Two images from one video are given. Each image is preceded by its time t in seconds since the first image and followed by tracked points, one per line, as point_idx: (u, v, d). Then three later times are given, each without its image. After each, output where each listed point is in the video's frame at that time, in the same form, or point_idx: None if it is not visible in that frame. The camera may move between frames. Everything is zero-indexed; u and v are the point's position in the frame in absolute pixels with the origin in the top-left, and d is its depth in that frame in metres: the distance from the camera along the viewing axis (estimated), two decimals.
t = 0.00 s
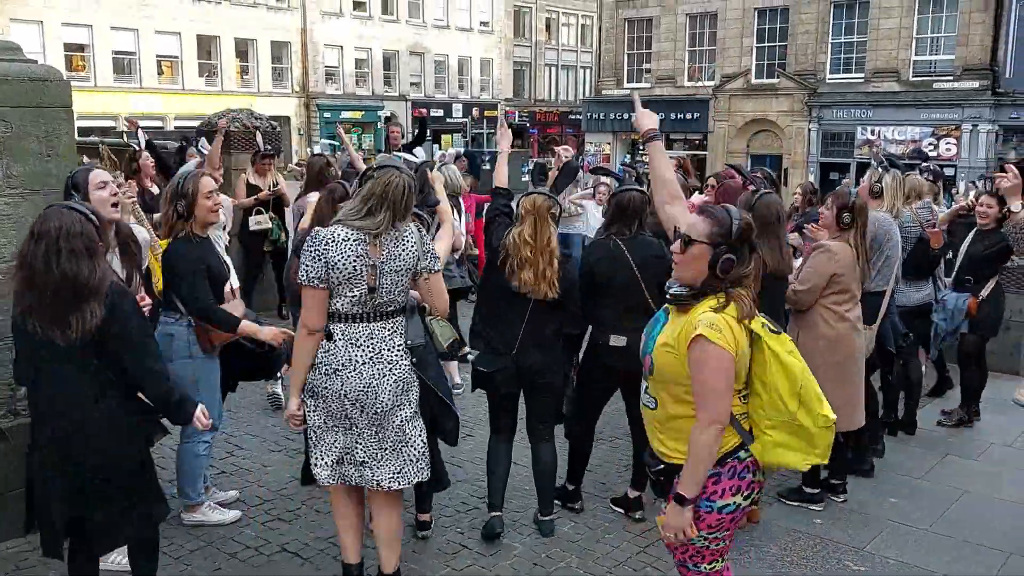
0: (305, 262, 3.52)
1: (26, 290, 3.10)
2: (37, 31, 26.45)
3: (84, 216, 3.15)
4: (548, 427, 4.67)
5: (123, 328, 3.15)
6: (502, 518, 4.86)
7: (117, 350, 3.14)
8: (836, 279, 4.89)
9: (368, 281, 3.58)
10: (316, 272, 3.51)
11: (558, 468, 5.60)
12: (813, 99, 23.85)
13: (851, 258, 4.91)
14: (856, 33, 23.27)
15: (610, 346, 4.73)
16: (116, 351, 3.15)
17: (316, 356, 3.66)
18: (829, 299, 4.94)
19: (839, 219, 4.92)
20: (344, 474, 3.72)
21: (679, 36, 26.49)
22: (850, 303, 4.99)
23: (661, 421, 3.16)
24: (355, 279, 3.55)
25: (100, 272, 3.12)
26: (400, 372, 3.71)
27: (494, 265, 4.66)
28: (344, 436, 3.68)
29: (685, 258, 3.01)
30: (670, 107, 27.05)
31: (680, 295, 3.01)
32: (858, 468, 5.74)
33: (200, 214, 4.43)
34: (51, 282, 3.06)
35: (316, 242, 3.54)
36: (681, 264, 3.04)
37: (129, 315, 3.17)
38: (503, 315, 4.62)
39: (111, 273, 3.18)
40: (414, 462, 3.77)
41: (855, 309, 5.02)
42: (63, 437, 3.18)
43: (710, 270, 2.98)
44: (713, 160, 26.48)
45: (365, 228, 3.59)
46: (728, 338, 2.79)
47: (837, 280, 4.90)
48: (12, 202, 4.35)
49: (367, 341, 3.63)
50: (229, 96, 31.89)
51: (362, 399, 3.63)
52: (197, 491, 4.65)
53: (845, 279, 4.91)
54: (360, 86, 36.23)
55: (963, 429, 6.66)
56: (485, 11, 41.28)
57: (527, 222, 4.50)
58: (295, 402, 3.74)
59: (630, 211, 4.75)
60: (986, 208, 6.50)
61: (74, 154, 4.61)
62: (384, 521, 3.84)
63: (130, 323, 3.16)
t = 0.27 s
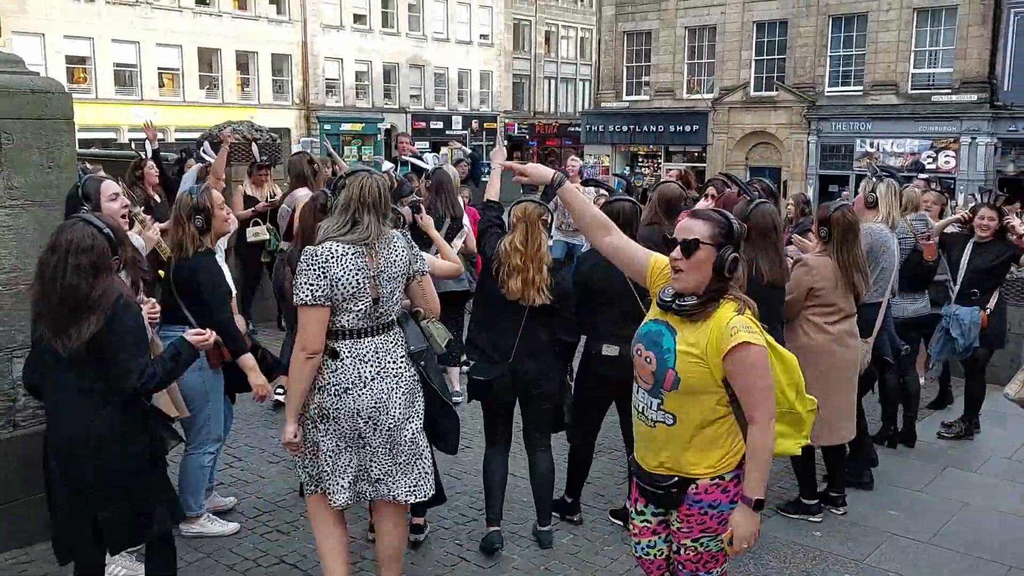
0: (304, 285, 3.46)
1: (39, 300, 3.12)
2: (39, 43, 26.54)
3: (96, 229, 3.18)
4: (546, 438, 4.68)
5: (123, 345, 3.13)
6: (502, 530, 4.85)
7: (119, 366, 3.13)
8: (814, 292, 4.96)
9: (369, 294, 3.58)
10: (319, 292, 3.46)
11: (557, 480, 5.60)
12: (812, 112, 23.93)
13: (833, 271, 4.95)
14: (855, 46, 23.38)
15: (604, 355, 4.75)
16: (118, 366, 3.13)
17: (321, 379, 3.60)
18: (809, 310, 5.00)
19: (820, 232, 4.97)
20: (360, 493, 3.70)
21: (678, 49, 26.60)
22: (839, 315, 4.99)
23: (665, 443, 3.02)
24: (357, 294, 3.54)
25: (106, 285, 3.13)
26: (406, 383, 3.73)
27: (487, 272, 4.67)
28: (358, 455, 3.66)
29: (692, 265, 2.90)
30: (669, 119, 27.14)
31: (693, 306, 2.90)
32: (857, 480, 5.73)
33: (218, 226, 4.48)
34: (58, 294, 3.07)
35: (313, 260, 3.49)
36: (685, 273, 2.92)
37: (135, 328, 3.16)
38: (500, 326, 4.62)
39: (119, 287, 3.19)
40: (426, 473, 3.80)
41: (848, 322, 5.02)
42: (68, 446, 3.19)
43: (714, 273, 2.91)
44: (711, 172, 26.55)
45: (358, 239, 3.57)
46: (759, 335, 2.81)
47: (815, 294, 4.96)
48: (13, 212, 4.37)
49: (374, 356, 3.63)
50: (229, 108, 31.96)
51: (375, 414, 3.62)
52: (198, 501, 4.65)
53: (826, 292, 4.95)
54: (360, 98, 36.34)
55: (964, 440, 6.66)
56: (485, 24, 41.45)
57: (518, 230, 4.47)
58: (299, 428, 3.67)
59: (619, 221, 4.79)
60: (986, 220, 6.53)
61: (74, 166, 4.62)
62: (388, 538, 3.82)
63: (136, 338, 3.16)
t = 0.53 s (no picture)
0: (284, 300, 3.36)
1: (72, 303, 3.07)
2: (42, 48, 26.60)
3: (129, 231, 3.13)
4: (547, 442, 4.68)
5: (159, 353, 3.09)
6: (502, 535, 4.85)
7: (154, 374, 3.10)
8: (800, 299, 5.01)
9: (356, 301, 3.51)
10: (302, 307, 3.37)
11: (557, 485, 5.60)
12: (814, 117, 23.95)
13: (819, 277, 4.96)
14: (857, 52, 23.40)
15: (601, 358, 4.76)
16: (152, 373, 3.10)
17: (312, 393, 3.49)
18: (800, 317, 5.03)
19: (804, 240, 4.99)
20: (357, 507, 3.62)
21: (679, 54, 26.61)
22: (834, 322, 4.99)
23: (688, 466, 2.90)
24: (343, 302, 3.47)
25: (141, 289, 3.10)
26: (395, 388, 3.70)
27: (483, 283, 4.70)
28: (356, 466, 3.58)
29: (677, 281, 2.88)
30: (670, 124, 27.17)
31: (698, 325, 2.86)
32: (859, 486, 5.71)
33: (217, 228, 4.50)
34: (95, 296, 3.02)
35: (293, 273, 3.38)
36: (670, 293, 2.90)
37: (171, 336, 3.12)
38: (499, 331, 4.63)
39: (151, 292, 3.15)
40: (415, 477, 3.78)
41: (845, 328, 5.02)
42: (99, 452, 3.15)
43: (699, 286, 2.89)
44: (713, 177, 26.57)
45: (334, 247, 3.49)
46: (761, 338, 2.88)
47: (802, 301, 5.01)
48: (17, 217, 4.39)
49: (367, 363, 3.57)
50: (231, 113, 32.00)
51: (373, 422, 3.57)
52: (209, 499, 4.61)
53: (811, 300, 4.98)
54: (362, 103, 36.41)
55: (965, 446, 6.65)
56: (487, 30, 41.51)
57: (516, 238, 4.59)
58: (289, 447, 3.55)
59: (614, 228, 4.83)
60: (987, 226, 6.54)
61: (78, 170, 4.65)
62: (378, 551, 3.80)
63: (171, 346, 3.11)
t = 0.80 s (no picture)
0: (300, 302, 3.29)
1: (100, 308, 2.95)
2: (46, 53, 26.66)
3: (155, 234, 3.03)
4: (549, 447, 4.68)
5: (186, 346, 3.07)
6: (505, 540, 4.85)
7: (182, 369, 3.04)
8: (805, 299, 5.01)
9: (360, 302, 3.53)
10: (320, 308, 3.32)
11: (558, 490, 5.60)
12: (816, 123, 23.95)
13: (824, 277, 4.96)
14: (859, 57, 23.41)
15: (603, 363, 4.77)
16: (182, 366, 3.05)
17: (327, 401, 3.46)
18: (805, 317, 5.04)
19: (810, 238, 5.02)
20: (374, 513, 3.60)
21: (681, 60, 26.62)
22: (838, 323, 4.99)
23: (661, 463, 2.90)
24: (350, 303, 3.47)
25: (174, 287, 3.04)
26: (395, 390, 3.74)
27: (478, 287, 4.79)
28: (370, 471, 3.57)
29: (644, 277, 2.86)
30: (673, 130, 27.20)
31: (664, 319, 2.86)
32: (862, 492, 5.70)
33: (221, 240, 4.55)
34: (129, 295, 2.93)
35: (307, 275, 3.33)
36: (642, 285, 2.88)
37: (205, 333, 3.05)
38: (499, 335, 4.64)
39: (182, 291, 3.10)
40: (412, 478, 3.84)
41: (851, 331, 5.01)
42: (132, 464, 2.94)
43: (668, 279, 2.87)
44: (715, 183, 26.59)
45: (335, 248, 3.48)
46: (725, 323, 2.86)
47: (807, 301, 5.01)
48: (22, 221, 4.41)
49: (372, 366, 3.60)
50: (234, 118, 32.05)
51: (382, 424, 3.60)
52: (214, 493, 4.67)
53: (814, 300, 4.99)
54: (365, 108, 36.47)
55: (968, 452, 6.64)
56: (490, 35, 41.57)
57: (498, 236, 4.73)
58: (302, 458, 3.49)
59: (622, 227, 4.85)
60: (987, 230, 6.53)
61: (83, 174, 4.68)
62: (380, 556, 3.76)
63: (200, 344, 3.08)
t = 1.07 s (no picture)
0: (308, 300, 3.31)
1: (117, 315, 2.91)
2: (49, 55, 26.70)
3: (169, 242, 3.01)
4: (551, 449, 4.68)
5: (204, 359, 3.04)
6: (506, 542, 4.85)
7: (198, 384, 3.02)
8: (823, 300, 4.98)
9: (368, 306, 3.54)
10: (326, 307, 3.32)
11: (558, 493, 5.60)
12: (817, 126, 23.96)
13: (845, 279, 4.97)
14: (861, 60, 23.43)
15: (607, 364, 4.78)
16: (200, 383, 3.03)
17: (337, 402, 3.47)
18: (821, 318, 5.01)
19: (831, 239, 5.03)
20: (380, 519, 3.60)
21: (682, 62, 26.62)
22: (849, 324, 5.03)
23: (604, 472, 2.88)
24: (358, 306, 3.48)
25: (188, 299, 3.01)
26: (401, 396, 3.75)
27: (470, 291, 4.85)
28: (377, 476, 3.57)
29: (601, 286, 2.88)
30: (674, 133, 27.23)
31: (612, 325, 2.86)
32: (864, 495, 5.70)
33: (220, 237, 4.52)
34: (145, 306, 2.90)
35: (316, 275, 3.36)
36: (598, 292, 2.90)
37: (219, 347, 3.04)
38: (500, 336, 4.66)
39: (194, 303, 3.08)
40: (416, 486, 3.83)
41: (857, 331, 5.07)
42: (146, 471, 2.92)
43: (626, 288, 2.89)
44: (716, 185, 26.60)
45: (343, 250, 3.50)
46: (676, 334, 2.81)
47: (825, 302, 4.99)
48: (25, 223, 4.43)
49: (379, 372, 3.61)
50: (236, 121, 32.09)
51: (388, 429, 3.60)
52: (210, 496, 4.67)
53: (833, 301, 4.98)
54: (366, 111, 36.50)
55: (969, 455, 6.64)
56: (491, 38, 41.61)
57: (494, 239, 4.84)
58: (312, 460, 3.47)
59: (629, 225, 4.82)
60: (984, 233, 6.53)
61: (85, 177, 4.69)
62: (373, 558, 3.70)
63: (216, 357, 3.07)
